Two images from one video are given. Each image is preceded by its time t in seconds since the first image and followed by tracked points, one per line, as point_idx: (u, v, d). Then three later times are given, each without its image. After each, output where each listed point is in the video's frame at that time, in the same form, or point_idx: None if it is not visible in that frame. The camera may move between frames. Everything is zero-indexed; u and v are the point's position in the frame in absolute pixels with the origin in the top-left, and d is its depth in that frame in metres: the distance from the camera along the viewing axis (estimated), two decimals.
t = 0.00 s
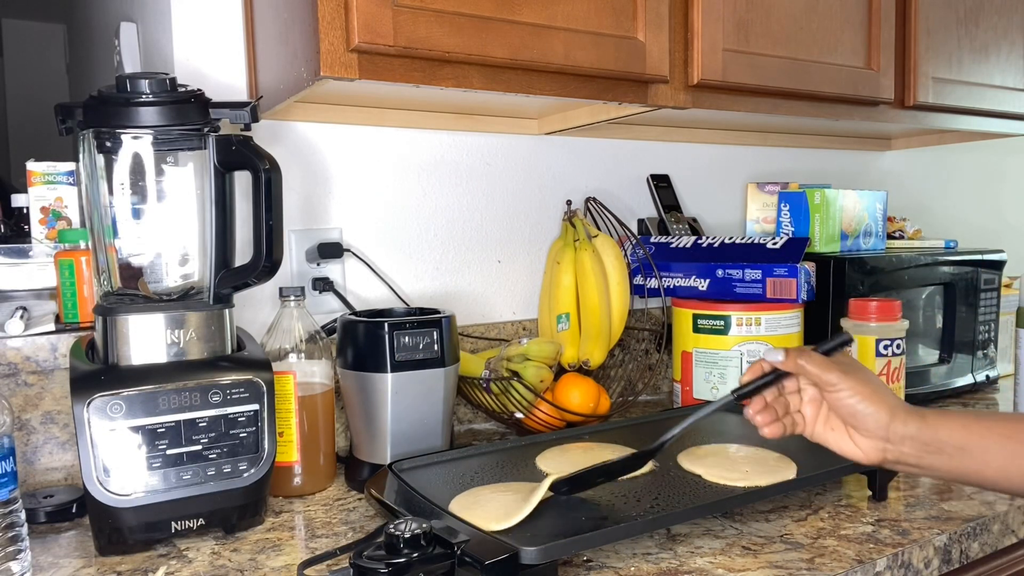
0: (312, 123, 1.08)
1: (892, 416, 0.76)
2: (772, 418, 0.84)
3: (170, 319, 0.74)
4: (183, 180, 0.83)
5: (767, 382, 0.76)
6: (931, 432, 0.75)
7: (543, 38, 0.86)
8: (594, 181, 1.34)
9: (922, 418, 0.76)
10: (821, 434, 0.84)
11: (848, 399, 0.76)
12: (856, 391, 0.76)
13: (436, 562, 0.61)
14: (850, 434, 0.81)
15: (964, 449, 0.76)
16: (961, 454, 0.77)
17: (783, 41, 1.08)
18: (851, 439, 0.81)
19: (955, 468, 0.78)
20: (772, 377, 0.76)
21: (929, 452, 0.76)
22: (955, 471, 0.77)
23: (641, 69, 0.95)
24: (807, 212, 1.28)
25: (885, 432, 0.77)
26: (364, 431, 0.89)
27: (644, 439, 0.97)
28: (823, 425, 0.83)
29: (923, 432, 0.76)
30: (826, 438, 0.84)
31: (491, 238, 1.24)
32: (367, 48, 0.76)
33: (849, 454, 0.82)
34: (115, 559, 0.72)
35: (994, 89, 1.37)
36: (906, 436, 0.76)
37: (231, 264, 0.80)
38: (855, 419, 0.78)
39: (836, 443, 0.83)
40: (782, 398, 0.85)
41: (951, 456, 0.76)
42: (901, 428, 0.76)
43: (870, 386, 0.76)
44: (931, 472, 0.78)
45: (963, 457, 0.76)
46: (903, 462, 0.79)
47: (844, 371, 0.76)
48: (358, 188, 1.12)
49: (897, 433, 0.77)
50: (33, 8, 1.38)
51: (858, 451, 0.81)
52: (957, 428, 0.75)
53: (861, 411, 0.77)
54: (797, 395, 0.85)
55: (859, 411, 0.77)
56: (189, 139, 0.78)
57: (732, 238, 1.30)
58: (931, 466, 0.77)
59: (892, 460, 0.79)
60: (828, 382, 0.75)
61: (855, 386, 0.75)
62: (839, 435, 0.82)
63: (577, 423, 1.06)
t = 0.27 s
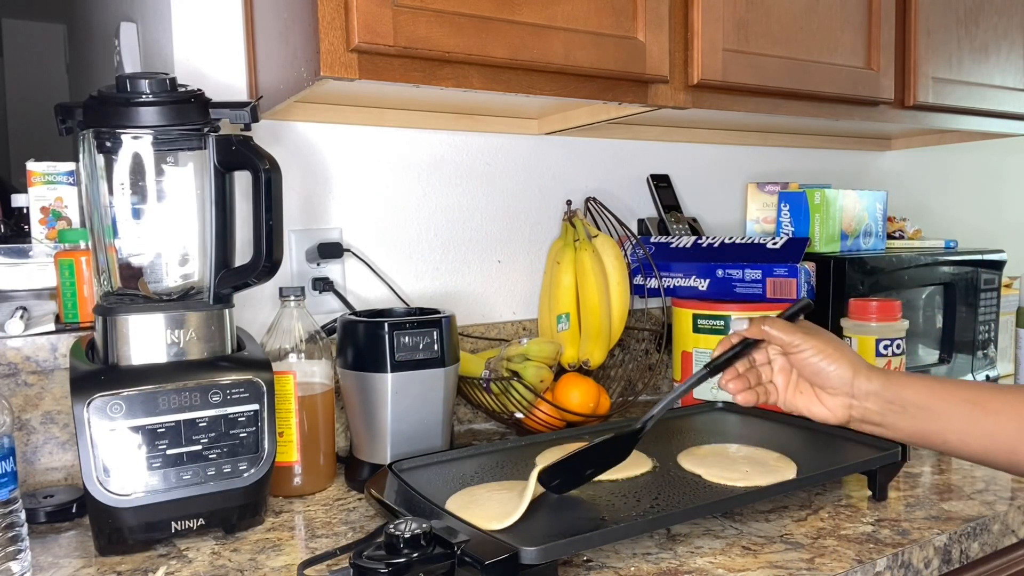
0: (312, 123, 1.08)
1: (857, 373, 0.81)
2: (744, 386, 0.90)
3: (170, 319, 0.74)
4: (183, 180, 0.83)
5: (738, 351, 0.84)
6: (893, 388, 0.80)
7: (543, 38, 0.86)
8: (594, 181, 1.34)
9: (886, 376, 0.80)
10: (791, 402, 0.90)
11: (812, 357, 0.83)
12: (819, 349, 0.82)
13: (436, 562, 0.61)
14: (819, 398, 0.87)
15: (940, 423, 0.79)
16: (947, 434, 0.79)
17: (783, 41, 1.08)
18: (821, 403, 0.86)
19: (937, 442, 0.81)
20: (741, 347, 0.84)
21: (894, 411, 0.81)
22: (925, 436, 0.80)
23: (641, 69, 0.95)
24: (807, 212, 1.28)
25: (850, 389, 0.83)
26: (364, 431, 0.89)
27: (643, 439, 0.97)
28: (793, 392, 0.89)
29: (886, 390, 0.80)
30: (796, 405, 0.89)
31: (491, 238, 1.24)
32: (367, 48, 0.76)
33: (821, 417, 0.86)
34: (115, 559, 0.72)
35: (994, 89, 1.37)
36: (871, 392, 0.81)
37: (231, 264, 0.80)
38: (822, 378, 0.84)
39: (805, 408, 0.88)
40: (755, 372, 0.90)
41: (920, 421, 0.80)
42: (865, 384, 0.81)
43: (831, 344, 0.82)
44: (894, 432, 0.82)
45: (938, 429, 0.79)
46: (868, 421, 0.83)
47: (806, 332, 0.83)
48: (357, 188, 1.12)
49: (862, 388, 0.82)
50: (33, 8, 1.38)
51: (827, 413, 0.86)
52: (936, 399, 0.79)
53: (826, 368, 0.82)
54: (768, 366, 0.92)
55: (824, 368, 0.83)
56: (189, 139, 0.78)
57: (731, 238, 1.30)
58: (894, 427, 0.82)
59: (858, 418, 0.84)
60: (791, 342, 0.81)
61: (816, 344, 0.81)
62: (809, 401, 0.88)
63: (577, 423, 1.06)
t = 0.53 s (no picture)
0: (312, 123, 1.08)
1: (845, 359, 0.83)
2: (736, 373, 0.92)
3: (170, 319, 0.74)
4: (183, 180, 0.83)
5: (728, 341, 0.87)
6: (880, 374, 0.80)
7: (543, 38, 0.86)
8: (594, 181, 1.34)
9: (874, 361, 0.81)
10: (781, 388, 0.92)
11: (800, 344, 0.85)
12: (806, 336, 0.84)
13: (436, 562, 0.61)
14: (808, 384, 0.89)
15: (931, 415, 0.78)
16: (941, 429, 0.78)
17: (783, 41, 1.08)
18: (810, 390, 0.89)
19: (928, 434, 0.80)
20: (731, 337, 0.87)
21: (880, 397, 0.81)
22: (913, 424, 0.80)
23: (641, 69, 0.95)
24: (807, 212, 1.28)
25: (839, 374, 0.85)
26: (364, 431, 0.89)
27: (644, 439, 0.98)
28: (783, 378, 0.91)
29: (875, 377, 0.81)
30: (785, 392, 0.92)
31: (491, 238, 1.24)
32: (367, 48, 0.76)
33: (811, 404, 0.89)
34: (116, 559, 0.72)
35: (994, 89, 1.37)
36: (858, 377, 0.82)
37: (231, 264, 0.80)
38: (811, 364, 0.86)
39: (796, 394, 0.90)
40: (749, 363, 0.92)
41: (907, 408, 0.79)
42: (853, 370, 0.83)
43: (819, 331, 0.84)
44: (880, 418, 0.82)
45: (927, 418, 0.78)
46: (857, 407, 0.84)
47: (795, 319, 0.85)
48: (357, 188, 1.12)
49: (848, 375, 0.83)
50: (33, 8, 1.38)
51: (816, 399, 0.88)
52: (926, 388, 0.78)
53: (814, 354, 0.85)
54: (758, 355, 0.94)
55: (812, 354, 0.85)
56: (189, 139, 0.78)
57: (732, 238, 1.30)
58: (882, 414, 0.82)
59: (847, 404, 0.86)
60: (778, 328, 0.84)
61: (804, 331, 0.84)
62: (799, 387, 0.90)
63: (577, 423, 1.06)
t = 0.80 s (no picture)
0: (312, 123, 1.08)
1: (847, 368, 0.83)
2: (738, 376, 0.91)
3: (170, 319, 0.74)
4: (183, 181, 0.83)
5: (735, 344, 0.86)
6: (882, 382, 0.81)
7: (543, 38, 0.86)
8: (594, 181, 1.34)
9: (876, 366, 0.82)
10: (783, 391, 0.91)
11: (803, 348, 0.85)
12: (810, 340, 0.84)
13: (436, 562, 0.61)
14: (809, 389, 0.88)
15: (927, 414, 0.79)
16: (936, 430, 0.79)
17: (783, 41, 1.08)
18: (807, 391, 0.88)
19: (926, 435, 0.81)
20: (733, 340, 0.86)
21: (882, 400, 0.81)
22: (914, 429, 0.81)
23: (641, 69, 0.95)
24: (807, 212, 1.28)
25: (841, 378, 0.84)
26: (364, 431, 0.89)
27: (644, 439, 0.98)
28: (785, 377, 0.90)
29: (877, 383, 0.81)
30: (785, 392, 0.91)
31: (491, 238, 1.24)
32: (367, 48, 0.76)
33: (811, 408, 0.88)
34: (115, 559, 0.72)
35: (994, 89, 1.37)
36: (860, 382, 0.83)
37: (231, 264, 0.80)
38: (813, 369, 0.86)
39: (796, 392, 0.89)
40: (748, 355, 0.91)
41: (909, 412, 0.80)
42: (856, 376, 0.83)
43: (823, 335, 0.84)
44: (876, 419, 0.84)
45: (928, 422, 0.79)
46: (859, 411, 0.84)
47: (798, 323, 0.85)
48: (358, 188, 1.12)
49: (850, 379, 0.83)
50: (33, 8, 1.38)
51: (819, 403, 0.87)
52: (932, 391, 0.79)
53: (818, 358, 0.85)
54: (760, 358, 0.93)
55: (815, 358, 0.85)
56: (189, 139, 0.78)
57: (732, 238, 1.30)
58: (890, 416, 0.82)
59: (848, 409, 0.85)
60: (783, 332, 0.85)
61: (808, 334, 0.84)
62: (800, 388, 0.89)
63: (577, 423, 1.06)
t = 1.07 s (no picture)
0: (312, 123, 1.08)
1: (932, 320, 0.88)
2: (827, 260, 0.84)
3: (170, 319, 0.74)
4: (183, 180, 0.83)
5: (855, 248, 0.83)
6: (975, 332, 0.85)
7: (543, 38, 0.86)
8: (594, 181, 1.34)
9: (974, 316, 0.86)
10: (869, 321, 0.92)
11: (911, 287, 0.87)
12: (917, 279, 0.86)
13: (436, 562, 0.61)
14: (898, 322, 0.91)
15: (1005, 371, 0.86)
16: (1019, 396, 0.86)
17: (783, 41, 1.08)
18: (891, 324, 0.91)
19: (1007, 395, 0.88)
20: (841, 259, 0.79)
21: (971, 349, 0.86)
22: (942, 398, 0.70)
23: (641, 69, 0.95)
24: (807, 212, 1.29)
25: (933, 322, 0.88)
26: (364, 430, 0.89)
27: (644, 440, 0.98)
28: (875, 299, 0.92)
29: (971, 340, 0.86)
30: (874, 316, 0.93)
31: (491, 237, 1.24)
32: (367, 48, 0.76)
33: (892, 341, 0.92)
34: (116, 559, 0.72)
35: (994, 89, 1.37)
36: (953, 329, 0.87)
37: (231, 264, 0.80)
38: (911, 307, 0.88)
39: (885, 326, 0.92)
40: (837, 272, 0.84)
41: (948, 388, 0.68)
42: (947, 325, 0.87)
43: (933, 281, 0.87)
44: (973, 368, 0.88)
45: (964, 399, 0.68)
46: (944, 354, 0.89)
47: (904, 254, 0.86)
48: (358, 188, 1.12)
49: (942, 325, 0.87)
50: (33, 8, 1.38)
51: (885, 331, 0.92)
52: (1015, 349, 0.84)
53: (920, 304, 0.87)
54: (856, 284, 0.93)
55: (916, 302, 0.87)
56: (189, 139, 0.78)
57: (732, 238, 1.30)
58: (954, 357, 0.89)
59: (933, 351, 0.90)
60: (896, 258, 0.85)
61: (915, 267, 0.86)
62: (889, 320, 0.91)
63: (577, 423, 1.06)
